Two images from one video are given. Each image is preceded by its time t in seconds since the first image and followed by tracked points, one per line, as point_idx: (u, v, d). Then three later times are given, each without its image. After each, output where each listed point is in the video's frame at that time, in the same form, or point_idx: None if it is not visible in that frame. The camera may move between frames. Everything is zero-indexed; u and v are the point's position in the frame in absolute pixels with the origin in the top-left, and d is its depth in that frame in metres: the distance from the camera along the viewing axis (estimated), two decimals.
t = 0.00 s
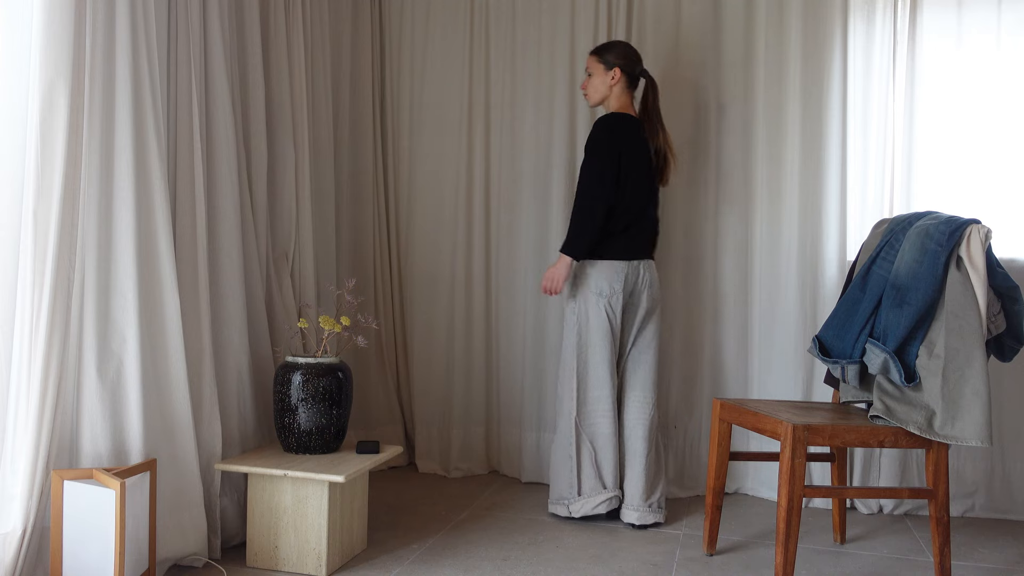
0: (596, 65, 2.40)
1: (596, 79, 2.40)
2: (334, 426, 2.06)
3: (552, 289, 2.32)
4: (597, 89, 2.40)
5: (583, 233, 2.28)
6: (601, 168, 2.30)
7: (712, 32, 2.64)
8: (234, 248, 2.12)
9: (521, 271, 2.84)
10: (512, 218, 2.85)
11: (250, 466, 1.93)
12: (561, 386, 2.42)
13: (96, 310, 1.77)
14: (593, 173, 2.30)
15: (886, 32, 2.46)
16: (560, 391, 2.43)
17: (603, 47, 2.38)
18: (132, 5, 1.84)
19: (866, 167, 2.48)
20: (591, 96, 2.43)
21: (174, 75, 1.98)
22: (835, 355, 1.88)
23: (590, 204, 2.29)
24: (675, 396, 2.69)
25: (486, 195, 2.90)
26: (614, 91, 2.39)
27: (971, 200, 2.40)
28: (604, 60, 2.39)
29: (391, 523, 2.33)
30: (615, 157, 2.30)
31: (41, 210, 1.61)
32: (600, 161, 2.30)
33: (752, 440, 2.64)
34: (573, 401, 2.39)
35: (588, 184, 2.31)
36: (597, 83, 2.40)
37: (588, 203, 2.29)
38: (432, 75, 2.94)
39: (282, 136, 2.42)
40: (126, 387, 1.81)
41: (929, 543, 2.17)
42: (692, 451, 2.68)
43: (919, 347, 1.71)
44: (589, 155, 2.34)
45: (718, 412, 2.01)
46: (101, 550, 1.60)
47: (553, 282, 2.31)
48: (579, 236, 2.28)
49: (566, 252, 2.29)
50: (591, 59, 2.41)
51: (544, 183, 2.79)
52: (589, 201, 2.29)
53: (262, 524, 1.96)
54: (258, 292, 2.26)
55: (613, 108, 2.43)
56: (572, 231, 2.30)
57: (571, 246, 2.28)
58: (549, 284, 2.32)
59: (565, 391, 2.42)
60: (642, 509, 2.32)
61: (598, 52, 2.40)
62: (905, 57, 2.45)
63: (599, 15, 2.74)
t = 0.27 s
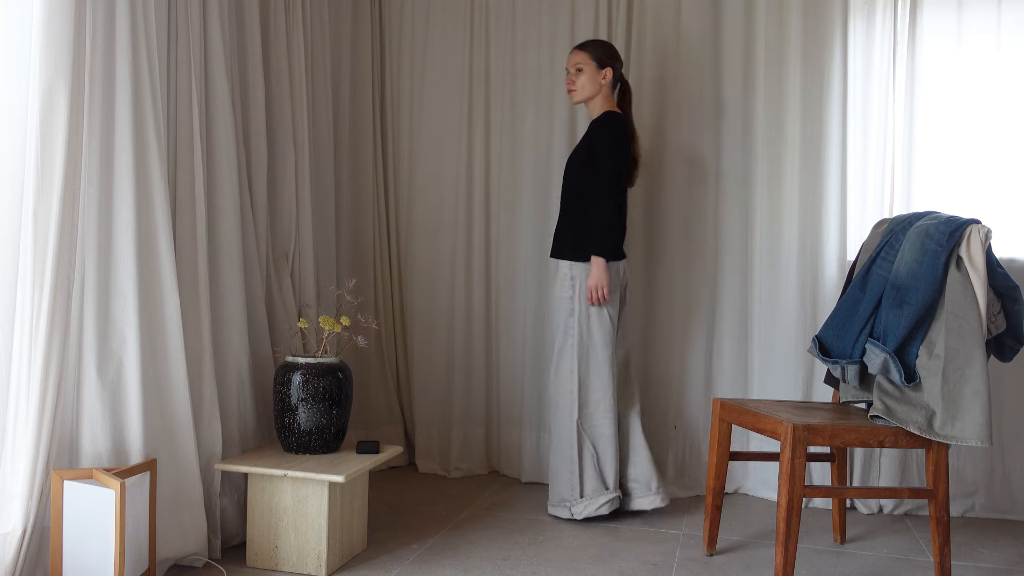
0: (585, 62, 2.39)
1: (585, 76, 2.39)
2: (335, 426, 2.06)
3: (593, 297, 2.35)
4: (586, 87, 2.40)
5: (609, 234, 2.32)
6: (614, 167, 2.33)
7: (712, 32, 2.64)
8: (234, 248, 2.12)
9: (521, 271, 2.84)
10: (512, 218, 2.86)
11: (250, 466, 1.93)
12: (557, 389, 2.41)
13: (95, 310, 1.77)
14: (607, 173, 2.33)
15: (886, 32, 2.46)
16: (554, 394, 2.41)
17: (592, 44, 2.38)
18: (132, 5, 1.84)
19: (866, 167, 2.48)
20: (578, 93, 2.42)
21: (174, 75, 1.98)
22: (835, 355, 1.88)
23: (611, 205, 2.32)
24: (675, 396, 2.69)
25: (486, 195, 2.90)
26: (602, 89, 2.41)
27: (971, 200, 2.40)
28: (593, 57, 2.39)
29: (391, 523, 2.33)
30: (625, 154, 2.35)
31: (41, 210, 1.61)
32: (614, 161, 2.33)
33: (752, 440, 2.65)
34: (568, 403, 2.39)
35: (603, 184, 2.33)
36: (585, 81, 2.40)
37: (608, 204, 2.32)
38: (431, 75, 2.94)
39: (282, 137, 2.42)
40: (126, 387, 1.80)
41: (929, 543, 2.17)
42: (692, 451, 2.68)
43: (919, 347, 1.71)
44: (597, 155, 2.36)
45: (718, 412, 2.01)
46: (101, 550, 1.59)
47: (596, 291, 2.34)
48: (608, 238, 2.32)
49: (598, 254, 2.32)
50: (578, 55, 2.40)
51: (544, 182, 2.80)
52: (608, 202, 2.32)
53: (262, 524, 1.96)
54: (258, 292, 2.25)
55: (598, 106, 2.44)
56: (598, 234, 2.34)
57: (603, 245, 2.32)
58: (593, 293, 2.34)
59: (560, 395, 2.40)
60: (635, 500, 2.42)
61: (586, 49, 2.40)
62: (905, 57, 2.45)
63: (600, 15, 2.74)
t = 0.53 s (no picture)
0: (586, 60, 2.41)
1: (587, 74, 2.41)
2: (335, 425, 2.06)
3: (609, 291, 2.35)
4: (586, 85, 2.42)
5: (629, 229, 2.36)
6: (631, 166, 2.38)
7: (712, 32, 2.64)
8: (234, 248, 2.12)
9: (521, 271, 2.85)
10: (512, 218, 2.86)
11: (250, 466, 1.93)
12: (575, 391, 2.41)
13: (95, 310, 1.77)
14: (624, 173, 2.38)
15: (886, 32, 2.46)
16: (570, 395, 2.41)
17: (591, 43, 2.41)
18: (132, 5, 1.84)
19: (866, 167, 2.48)
20: (579, 90, 2.42)
21: (174, 75, 1.98)
22: (835, 355, 1.88)
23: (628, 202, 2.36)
24: (675, 395, 2.68)
25: (486, 195, 2.90)
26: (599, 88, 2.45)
27: (971, 200, 2.40)
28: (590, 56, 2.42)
29: (390, 523, 2.33)
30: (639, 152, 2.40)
31: (41, 210, 1.61)
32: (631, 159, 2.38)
33: (752, 441, 2.64)
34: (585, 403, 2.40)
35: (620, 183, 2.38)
36: (586, 79, 2.41)
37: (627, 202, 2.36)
38: (431, 75, 2.94)
39: (281, 137, 2.42)
40: (126, 387, 1.81)
41: (929, 543, 2.17)
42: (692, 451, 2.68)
43: (919, 346, 1.71)
44: (613, 154, 2.40)
45: (718, 412, 2.01)
46: (101, 550, 1.60)
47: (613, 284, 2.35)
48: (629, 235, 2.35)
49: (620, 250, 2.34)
50: (578, 53, 2.41)
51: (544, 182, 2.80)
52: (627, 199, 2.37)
53: (262, 524, 1.96)
54: (258, 291, 2.26)
55: (590, 104, 2.48)
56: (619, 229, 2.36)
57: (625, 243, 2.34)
58: (611, 286, 2.34)
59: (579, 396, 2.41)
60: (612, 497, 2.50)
61: (584, 47, 2.42)
62: (905, 57, 2.45)
63: (600, 14, 2.74)
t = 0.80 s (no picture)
0: (591, 62, 2.43)
1: (592, 76, 2.43)
2: (335, 425, 2.06)
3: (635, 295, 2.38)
4: (592, 87, 2.44)
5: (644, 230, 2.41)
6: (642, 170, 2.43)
7: (712, 32, 2.64)
8: (234, 248, 2.12)
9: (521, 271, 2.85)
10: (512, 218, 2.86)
11: (250, 466, 1.93)
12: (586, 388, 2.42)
13: (95, 310, 1.77)
14: (637, 177, 2.43)
15: (886, 31, 2.46)
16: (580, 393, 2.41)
17: (595, 45, 2.43)
18: (132, 5, 1.84)
19: (866, 167, 2.48)
20: (587, 91, 2.44)
21: (174, 75, 1.98)
22: (835, 355, 1.88)
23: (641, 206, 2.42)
24: (676, 395, 2.68)
25: (486, 195, 2.90)
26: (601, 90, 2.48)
27: (971, 200, 2.40)
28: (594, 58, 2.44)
29: (391, 523, 2.33)
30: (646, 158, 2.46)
31: (41, 210, 1.61)
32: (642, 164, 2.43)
33: (752, 440, 2.65)
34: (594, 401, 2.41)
35: (633, 186, 2.42)
36: (592, 81, 2.43)
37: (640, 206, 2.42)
38: (431, 75, 2.94)
39: (281, 137, 2.42)
40: (126, 387, 1.81)
41: (929, 543, 2.17)
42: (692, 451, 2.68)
43: (919, 346, 1.71)
44: (623, 158, 2.45)
45: (718, 412, 2.01)
46: (101, 550, 1.60)
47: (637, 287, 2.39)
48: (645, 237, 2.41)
49: (639, 256, 2.39)
50: (584, 55, 2.42)
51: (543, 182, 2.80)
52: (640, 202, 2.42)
53: (262, 524, 1.96)
54: (258, 291, 2.26)
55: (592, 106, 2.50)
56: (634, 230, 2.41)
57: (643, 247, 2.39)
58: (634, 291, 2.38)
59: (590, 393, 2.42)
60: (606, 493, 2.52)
61: (588, 49, 2.43)
62: (905, 57, 2.45)
63: (600, 14, 2.74)
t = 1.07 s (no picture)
0: (598, 64, 2.43)
1: (600, 79, 2.43)
2: (334, 425, 2.06)
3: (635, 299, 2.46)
4: (599, 89, 2.45)
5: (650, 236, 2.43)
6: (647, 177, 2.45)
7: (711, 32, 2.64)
8: (234, 248, 2.12)
9: (520, 271, 2.85)
10: (512, 217, 2.86)
11: (250, 466, 1.93)
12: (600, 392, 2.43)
13: (95, 310, 1.77)
14: (642, 184, 2.44)
15: (886, 31, 2.46)
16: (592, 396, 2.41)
17: (602, 47, 2.43)
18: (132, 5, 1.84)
19: (866, 168, 2.48)
20: (594, 94, 2.44)
21: (174, 75, 1.98)
22: (835, 355, 1.88)
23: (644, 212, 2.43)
24: (676, 395, 2.68)
25: (486, 195, 2.90)
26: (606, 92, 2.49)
27: (971, 200, 2.40)
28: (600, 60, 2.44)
29: (391, 523, 2.33)
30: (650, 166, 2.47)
31: (41, 210, 1.61)
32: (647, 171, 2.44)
33: (752, 441, 2.65)
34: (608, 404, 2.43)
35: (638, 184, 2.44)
36: (599, 84, 2.44)
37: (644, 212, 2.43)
38: (432, 76, 2.94)
39: (281, 137, 2.42)
40: (126, 387, 1.81)
41: (929, 543, 2.17)
42: (692, 451, 2.68)
43: (919, 346, 1.71)
44: (629, 163, 2.46)
45: (718, 412, 2.01)
46: (100, 551, 1.59)
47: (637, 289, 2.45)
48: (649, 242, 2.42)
49: (642, 259, 2.42)
50: (591, 57, 2.41)
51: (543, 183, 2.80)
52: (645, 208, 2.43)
53: (262, 524, 1.96)
54: (258, 291, 2.25)
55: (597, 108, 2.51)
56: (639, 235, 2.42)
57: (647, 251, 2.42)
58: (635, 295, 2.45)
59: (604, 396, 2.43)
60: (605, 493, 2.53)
61: (595, 51, 2.43)
62: (905, 57, 2.45)
63: (600, 14, 2.74)
